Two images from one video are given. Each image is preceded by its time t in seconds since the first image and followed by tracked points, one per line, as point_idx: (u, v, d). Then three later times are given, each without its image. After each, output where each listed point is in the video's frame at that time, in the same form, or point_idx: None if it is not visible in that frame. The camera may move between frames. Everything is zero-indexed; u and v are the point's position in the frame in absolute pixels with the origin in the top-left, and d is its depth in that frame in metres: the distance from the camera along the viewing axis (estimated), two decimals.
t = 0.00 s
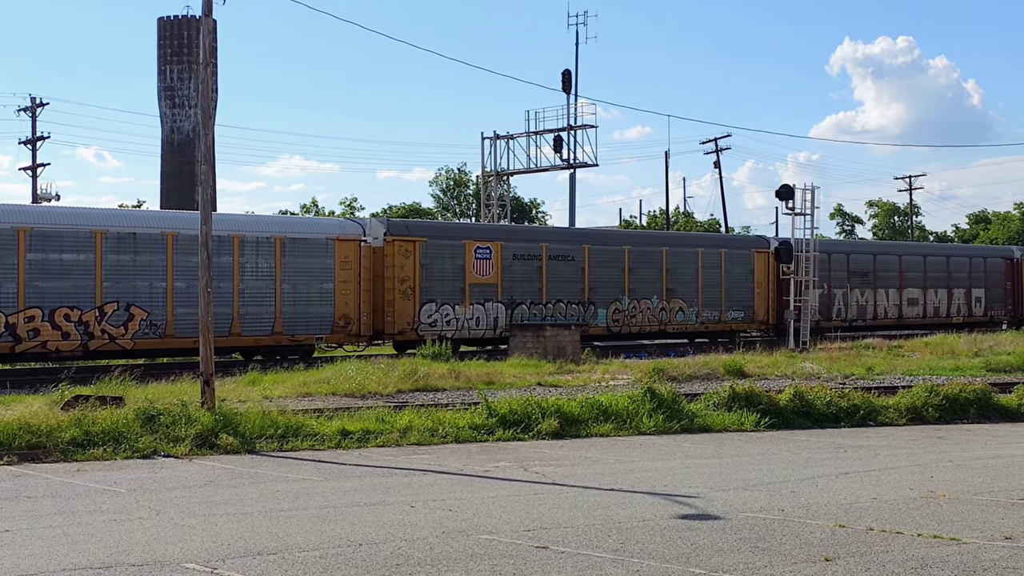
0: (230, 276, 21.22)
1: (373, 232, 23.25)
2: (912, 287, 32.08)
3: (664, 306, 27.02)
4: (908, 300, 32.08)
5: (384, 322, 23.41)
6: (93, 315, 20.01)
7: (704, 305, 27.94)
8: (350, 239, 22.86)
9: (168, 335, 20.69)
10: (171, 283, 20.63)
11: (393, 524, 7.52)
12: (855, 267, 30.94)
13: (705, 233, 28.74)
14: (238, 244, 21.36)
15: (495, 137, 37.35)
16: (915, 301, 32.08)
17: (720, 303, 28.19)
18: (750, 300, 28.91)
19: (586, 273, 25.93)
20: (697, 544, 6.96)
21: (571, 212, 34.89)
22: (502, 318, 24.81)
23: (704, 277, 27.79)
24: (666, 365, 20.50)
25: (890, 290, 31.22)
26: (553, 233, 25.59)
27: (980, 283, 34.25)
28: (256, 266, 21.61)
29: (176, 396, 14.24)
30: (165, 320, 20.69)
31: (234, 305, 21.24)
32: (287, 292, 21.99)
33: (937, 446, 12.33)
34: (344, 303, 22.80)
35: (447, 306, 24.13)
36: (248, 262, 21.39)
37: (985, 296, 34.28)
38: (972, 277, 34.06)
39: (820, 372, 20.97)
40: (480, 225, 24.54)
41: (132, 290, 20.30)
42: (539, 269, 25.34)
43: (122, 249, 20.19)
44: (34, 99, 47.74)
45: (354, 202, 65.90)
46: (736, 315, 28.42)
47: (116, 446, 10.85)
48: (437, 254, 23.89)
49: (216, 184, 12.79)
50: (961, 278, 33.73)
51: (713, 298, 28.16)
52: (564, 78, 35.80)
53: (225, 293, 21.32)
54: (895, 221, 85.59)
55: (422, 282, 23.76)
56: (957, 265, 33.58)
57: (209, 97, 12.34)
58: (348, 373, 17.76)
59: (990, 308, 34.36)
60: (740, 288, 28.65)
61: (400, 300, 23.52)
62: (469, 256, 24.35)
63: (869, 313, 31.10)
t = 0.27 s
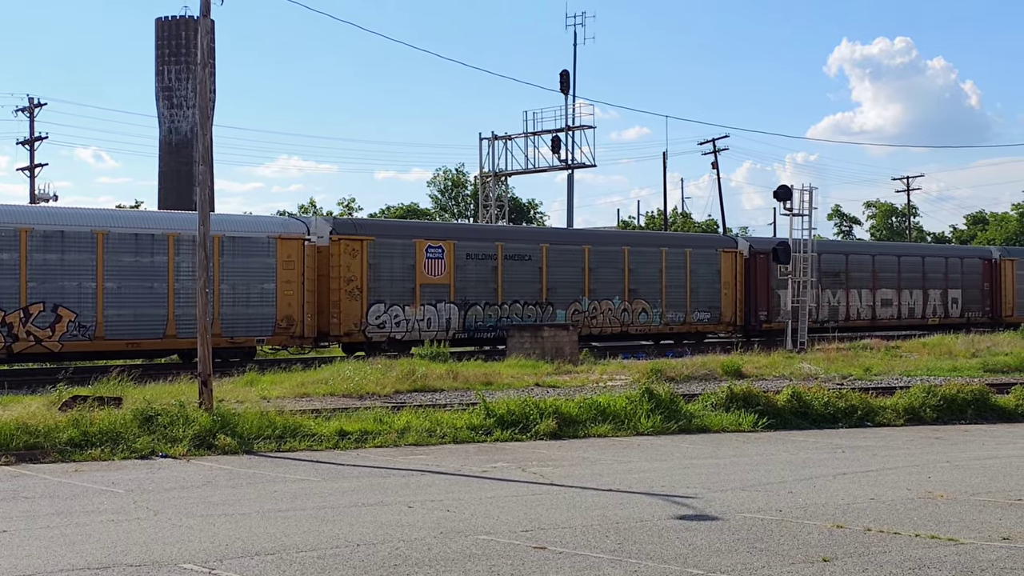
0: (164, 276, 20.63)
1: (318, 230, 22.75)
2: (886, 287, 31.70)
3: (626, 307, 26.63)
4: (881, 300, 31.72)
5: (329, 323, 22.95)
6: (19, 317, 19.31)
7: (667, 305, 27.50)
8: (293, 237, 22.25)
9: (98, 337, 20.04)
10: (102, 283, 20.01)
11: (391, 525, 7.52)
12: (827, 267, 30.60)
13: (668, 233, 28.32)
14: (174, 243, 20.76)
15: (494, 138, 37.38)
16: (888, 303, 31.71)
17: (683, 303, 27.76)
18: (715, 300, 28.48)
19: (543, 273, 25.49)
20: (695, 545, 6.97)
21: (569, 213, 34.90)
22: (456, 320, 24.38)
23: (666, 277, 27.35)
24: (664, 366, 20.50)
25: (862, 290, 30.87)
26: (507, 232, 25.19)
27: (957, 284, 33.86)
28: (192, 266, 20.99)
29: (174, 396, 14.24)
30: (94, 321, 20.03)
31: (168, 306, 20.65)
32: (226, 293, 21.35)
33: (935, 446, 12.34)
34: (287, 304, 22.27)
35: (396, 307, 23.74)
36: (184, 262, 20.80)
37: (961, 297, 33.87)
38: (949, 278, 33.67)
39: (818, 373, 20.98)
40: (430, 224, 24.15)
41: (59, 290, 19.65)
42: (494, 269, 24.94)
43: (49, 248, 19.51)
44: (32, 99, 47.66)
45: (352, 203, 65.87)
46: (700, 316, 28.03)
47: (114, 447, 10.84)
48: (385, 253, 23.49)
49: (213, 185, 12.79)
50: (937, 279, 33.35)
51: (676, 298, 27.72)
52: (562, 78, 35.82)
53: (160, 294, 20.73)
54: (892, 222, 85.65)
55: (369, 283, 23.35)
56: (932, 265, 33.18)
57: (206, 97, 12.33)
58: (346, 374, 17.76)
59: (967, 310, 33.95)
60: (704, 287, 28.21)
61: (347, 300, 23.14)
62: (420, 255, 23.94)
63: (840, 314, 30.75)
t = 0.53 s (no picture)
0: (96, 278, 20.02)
1: (261, 230, 22.15)
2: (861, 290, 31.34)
3: (587, 309, 26.33)
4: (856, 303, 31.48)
5: (273, 326, 22.31)
6: None
7: (631, 308, 27.28)
8: (233, 237, 21.58)
9: (25, 340, 19.41)
10: (30, 284, 19.39)
11: (390, 526, 7.52)
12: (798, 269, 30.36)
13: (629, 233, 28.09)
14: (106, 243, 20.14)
15: (493, 140, 37.47)
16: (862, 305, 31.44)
17: (648, 306, 27.55)
18: (682, 303, 28.28)
19: (499, 274, 25.18)
20: (694, 547, 6.97)
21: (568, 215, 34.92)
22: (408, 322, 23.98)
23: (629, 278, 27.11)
24: (663, 368, 20.51)
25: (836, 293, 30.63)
26: (461, 233, 24.84)
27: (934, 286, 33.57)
28: (125, 267, 20.40)
29: (174, 398, 14.23)
30: (22, 324, 19.39)
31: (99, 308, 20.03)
32: (162, 294, 20.75)
33: (934, 448, 12.35)
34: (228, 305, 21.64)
35: (343, 309, 23.21)
36: (116, 263, 20.19)
37: (938, 300, 33.58)
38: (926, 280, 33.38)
39: (817, 375, 20.99)
40: (381, 223, 23.76)
41: None
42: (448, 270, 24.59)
43: None
44: (32, 100, 47.68)
45: (351, 205, 65.89)
46: (665, 318, 27.77)
47: (114, 448, 10.85)
48: (332, 253, 22.96)
49: (212, 186, 12.81)
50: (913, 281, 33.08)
51: (640, 300, 27.50)
52: (561, 81, 35.86)
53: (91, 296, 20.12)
54: (891, 224, 85.67)
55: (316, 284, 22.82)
56: (909, 267, 32.91)
57: (206, 99, 12.34)
58: (346, 375, 17.76)
59: (945, 312, 33.63)
60: (669, 290, 28.00)
61: (291, 302, 22.51)
62: (370, 256, 23.49)
63: (813, 316, 30.53)
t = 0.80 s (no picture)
0: (24, 279, 19.37)
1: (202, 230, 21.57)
2: (834, 292, 30.62)
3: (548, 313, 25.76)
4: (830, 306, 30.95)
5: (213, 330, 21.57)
6: None
7: (594, 311, 26.74)
8: (171, 237, 21.04)
9: None
10: None
11: (391, 529, 7.52)
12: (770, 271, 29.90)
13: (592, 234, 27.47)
14: (35, 243, 19.51)
15: (494, 143, 37.52)
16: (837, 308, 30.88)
17: (611, 310, 27.02)
18: (647, 306, 27.73)
19: (455, 276, 24.52)
20: (695, 550, 6.97)
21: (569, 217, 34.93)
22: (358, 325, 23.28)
23: (592, 281, 26.55)
24: (664, 371, 20.51)
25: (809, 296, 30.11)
26: (415, 234, 24.16)
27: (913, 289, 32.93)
28: (56, 268, 19.81)
29: (174, 401, 14.23)
30: None
31: (28, 311, 19.36)
32: (95, 296, 20.13)
33: (934, 451, 12.34)
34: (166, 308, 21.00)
35: (289, 312, 22.48)
36: (46, 264, 19.58)
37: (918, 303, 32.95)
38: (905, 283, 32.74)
39: (818, 377, 20.99)
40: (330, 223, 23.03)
41: None
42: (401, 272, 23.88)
43: None
44: (32, 103, 47.71)
45: (351, 207, 65.92)
46: (631, 322, 27.25)
47: (114, 451, 10.85)
48: (277, 254, 22.19)
49: (213, 190, 12.80)
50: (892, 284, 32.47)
51: (603, 304, 26.96)
52: (562, 83, 35.88)
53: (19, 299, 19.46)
54: (892, 226, 85.67)
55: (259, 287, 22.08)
56: (886, 269, 32.29)
57: (207, 101, 12.33)
58: (346, 378, 17.75)
59: (924, 316, 32.88)
60: (635, 292, 27.43)
61: (234, 306, 21.74)
62: (317, 258, 22.76)
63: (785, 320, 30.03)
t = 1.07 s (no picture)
0: None
1: (142, 229, 20.72)
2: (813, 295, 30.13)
3: (510, 315, 25.09)
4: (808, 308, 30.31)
5: (153, 333, 20.81)
6: None
7: (558, 313, 26.02)
8: (108, 236, 20.22)
9: None
10: None
11: (395, 531, 7.53)
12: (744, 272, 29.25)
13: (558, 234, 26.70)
14: None
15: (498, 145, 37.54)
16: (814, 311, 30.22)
17: (577, 312, 26.31)
18: (615, 308, 27.01)
19: (410, 277, 23.74)
20: (699, 551, 6.97)
21: (573, 219, 34.94)
22: (308, 328, 22.54)
23: (557, 283, 25.81)
24: (668, 373, 20.49)
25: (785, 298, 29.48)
26: (367, 234, 23.38)
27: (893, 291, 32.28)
28: None
29: (178, 402, 14.24)
30: None
31: None
32: (27, 298, 19.40)
33: (938, 453, 12.31)
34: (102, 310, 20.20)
35: (234, 315, 21.68)
36: None
37: (898, 305, 32.30)
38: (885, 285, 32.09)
39: (822, 379, 20.96)
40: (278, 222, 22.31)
41: None
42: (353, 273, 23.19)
43: None
44: (38, 105, 47.84)
45: (355, 210, 66.00)
46: (598, 324, 26.58)
47: (119, 452, 10.87)
48: (221, 254, 21.40)
49: (218, 191, 12.83)
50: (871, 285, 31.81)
51: (568, 306, 26.24)
52: (566, 85, 35.91)
53: None
54: (897, 228, 85.55)
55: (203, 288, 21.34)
56: (866, 271, 31.61)
57: (212, 103, 12.36)
58: (350, 380, 17.75)
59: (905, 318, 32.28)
60: (602, 294, 26.70)
61: (175, 308, 21.02)
62: (264, 258, 22.00)
63: (760, 322, 29.36)
